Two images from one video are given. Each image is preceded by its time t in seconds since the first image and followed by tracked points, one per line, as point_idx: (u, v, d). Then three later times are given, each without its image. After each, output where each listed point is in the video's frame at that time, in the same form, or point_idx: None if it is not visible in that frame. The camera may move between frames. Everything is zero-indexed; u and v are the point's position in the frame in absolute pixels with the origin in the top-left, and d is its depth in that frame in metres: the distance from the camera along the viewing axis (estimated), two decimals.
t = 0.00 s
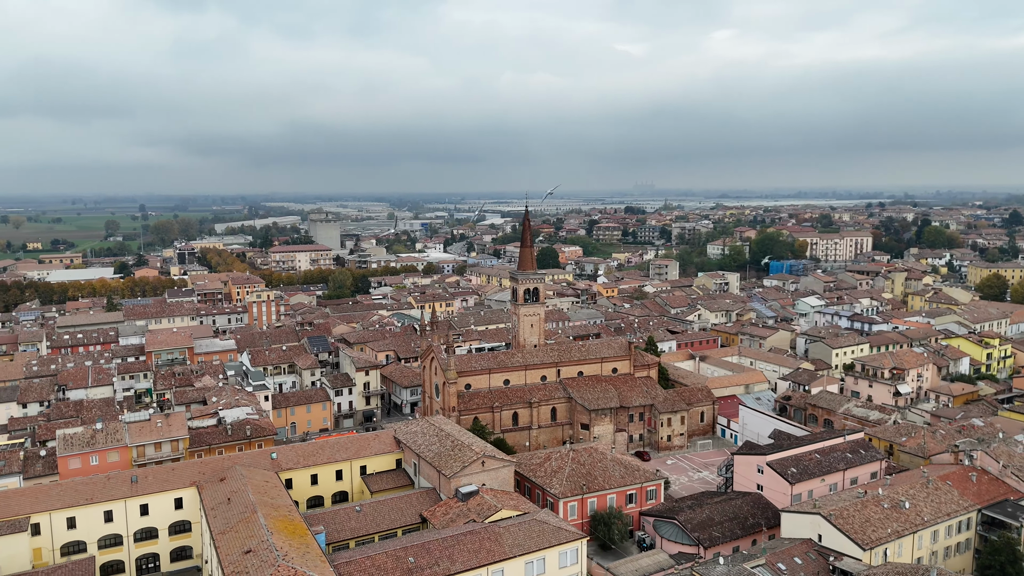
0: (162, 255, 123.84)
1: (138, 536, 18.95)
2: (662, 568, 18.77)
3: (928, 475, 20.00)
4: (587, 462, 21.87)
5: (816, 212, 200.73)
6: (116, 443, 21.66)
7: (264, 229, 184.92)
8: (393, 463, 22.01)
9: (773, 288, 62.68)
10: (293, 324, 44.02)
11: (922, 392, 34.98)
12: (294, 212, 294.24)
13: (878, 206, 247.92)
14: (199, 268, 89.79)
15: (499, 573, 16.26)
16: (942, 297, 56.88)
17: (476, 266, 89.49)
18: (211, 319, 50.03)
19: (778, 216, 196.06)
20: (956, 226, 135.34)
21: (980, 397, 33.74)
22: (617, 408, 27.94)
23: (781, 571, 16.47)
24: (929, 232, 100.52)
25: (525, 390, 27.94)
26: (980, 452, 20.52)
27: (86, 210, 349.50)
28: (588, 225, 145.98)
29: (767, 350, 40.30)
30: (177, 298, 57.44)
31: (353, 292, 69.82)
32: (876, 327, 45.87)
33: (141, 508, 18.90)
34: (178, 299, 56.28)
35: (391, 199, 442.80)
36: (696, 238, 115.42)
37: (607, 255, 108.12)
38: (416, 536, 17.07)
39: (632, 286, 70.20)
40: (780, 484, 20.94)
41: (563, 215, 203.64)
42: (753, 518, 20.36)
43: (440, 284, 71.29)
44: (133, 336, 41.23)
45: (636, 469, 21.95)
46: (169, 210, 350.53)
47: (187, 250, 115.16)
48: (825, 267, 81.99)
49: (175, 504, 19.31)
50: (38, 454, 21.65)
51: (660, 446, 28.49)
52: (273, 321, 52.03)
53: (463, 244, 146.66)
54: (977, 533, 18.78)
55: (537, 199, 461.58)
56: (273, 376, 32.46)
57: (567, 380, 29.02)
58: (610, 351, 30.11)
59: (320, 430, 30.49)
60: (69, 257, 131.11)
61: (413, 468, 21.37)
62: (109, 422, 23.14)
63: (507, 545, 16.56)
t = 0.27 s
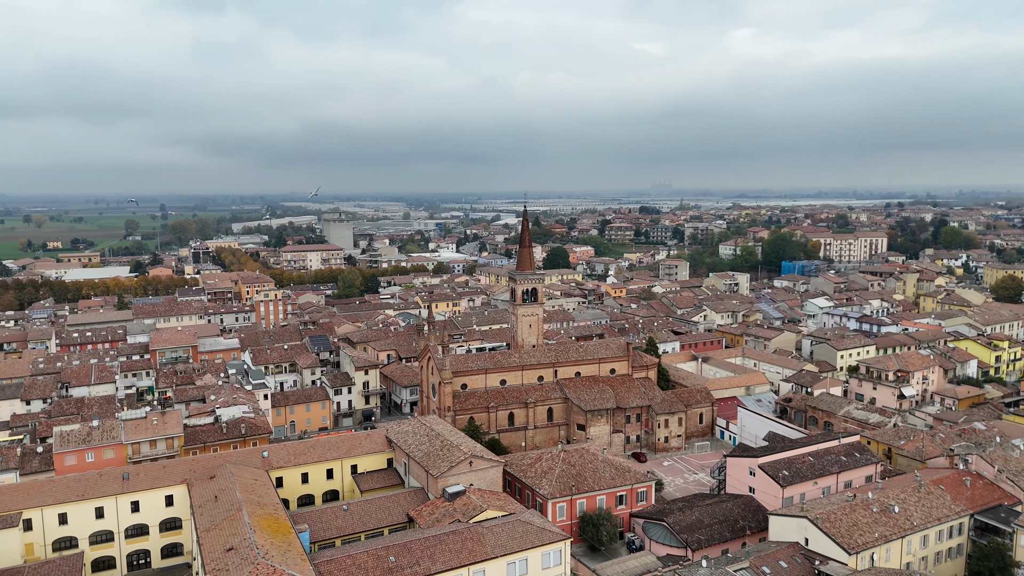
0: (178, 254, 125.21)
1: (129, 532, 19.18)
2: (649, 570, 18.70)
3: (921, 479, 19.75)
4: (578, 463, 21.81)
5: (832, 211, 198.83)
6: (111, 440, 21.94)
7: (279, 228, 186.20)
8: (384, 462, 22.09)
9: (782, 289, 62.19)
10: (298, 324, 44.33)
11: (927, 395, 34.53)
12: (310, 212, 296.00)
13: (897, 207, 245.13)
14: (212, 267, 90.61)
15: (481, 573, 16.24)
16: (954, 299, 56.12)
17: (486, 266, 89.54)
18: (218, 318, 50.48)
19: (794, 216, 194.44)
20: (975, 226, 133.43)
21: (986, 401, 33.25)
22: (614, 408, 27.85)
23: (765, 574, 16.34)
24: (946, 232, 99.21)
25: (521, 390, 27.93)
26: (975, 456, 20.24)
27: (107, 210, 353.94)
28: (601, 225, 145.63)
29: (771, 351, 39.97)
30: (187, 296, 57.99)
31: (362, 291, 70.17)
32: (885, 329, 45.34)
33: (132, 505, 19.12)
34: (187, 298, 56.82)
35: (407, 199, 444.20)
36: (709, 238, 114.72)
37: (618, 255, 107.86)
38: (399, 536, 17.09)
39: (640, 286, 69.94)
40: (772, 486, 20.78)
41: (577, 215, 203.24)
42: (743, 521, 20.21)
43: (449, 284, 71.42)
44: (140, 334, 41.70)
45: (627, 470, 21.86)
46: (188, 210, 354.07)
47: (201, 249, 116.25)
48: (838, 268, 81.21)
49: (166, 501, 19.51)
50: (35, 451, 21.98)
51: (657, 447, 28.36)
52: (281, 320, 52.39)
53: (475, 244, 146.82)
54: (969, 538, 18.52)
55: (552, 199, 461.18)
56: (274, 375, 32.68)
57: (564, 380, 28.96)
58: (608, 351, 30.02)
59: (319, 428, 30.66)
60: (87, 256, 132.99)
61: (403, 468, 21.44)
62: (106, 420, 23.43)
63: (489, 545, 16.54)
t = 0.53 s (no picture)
0: (193, 253, 126.38)
1: (121, 529, 19.42)
2: (635, 572, 18.64)
3: (914, 483, 19.52)
4: (569, 463, 21.77)
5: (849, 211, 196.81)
6: (108, 437, 22.23)
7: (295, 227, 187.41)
8: (375, 462, 22.18)
9: (792, 290, 61.66)
10: (303, 323, 44.62)
11: (932, 398, 34.08)
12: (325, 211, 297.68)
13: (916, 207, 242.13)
14: (225, 266, 91.38)
15: (462, 573, 16.26)
16: (967, 301, 55.34)
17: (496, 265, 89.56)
18: (226, 316, 50.89)
19: (811, 216, 192.71)
20: (994, 226, 131.28)
21: (993, 404, 32.75)
22: (610, 409, 27.76)
23: None
24: (963, 232, 97.83)
25: (518, 390, 27.92)
26: (970, 460, 19.95)
27: (127, 209, 358.14)
28: (614, 225, 145.20)
29: (776, 353, 39.65)
30: (197, 295, 58.53)
31: (371, 290, 70.48)
32: (893, 330, 44.83)
33: (123, 502, 19.35)
34: (197, 297, 57.34)
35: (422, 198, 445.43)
36: (722, 238, 113.95)
37: (630, 255, 107.50)
38: (383, 535, 17.15)
39: (649, 287, 69.62)
40: (763, 489, 20.63)
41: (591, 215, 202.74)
42: (733, 523, 20.08)
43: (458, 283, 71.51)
44: (147, 332, 42.17)
45: (618, 471, 21.79)
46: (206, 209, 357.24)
47: (216, 248, 117.27)
48: (851, 268, 80.35)
49: (158, 499, 19.73)
50: (33, 447, 22.29)
51: (654, 449, 28.23)
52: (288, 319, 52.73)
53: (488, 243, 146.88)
54: (961, 543, 18.28)
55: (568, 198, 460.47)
56: (275, 374, 32.92)
57: (561, 380, 28.91)
58: (606, 352, 29.93)
59: (319, 427, 30.84)
60: (105, 254, 134.70)
61: (394, 467, 21.51)
62: (104, 417, 23.72)
63: (471, 545, 16.56)
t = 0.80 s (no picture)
0: (208, 252, 127.49)
1: (113, 525, 19.66)
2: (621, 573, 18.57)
3: (906, 486, 19.27)
4: (560, 464, 21.73)
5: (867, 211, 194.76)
6: (104, 435, 22.48)
7: (309, 227, 188.68)
8: (367, 461, 22.27)
9: (802, 291, 61.10)
10: (308, 322, 44.87)
11: (938, 401, 33.62)
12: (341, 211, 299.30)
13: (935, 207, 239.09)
14: (238, 265, 92.11)
15: (444, 572, 16.28)
16: (980, 302, 54.54)
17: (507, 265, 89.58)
18: (234, 315, 51.30)
19: (828, 216, 190.94)
20: (1014, 227, 129.28)
21: (999, 408, 32.26)
22: (607, 410, 27.67)
23: None
24: (980, 233, 96.45)
25: (515, 391, 27.91)
26: (964, 464, 19.66)
27: (146, 209, 362.41)
28: (627, 225, 144.71)
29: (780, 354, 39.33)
30: (207, 294, 59.07)
31: (380, 290, 70.78)
32: (902, 332, 44.29)
33: (116, 498, 19.59)
34: (207, 296, 57.85)
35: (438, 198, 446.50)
36: (735, 238, 113.18)
37: (642, 255, 107.10)
38: (367, 534, 17.19)
39: (658, 287, 69.35)
40: (754, 491, 20.47)
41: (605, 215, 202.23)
42: (723, 525, 19.95)
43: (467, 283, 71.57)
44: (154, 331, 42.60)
45: (609, 472, 21.73)
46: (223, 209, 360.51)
47: (230, 248, 118.29)
48: (864, 269, 79.45)
49: (149, 495, 19.95)
50: (31, 443, 22.61)
51: (652, 450, 28.10)
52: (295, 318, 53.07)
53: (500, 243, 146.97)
54: (953, 548, 18.02)
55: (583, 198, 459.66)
56: (276, 373, 33.15)
57: (558, 381, 28.87)
58: (604, 352, 29.87)
59: (319, 426, 31.02)
60: (123, 254, 136.50)
61: (385, 466, 21.58)
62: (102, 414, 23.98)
63: (454, 545, 16.58)
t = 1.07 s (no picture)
0: (224, 251, 128.68)
1: (106, 521, 19.92)
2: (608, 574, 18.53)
3: (897, 490, 19.04)
4: (550, 465, 21.70)
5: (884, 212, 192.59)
6: (101, 432, 22.78)
7: (324, 227, 189.83)
8: (359, 459, 22.37)
9: (812, 292, 60.54)
10: (314, 321, 45.13)
11: (943, 404, 33.15)
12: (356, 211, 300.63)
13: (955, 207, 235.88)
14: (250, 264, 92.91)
15: (426, 571, 16.31)
16: (993, 304, 53.71)
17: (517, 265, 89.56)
18: (242, 314, 51.73)
19: (845, 216, 189.04)
20: None
21: (1006, 411, 31.75)
22: (603, 410, 27.57)
23: None
24: (998, 233, 94.98)
25: (511, 391, 27.90)
26: (959, 468, 19.39)
27: (166, 209, 366.53)
28: (641, 225, 144.16)
29: (784, 355, 39.01)
30: (217, 293, 59.66)
31: (390, 289, 71.07)
32: (911, 334, 43.73)
33: (108, 494, 19.83)
34: (216, 295, 58.40)
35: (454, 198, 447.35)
36: (749, 238, 112.36)
37: (654, 255, 106.67)
38: (352, 532, 17.28)
39: (667, 287, 69.03)
40: (744, 494, 20.33)
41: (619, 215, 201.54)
42: (712, 528, 19.83)
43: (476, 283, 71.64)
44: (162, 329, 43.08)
45: (600, 473, 21.68)
46: (242, 208, 363.84)
47: (245, 247, 119.30)
48: (878, 270, 78.55)
49: (142, 492, 20.18)
50: (29, 440, 22.92)
51: (649, 451, 27.97)
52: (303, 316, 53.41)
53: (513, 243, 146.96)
54: (943, 553, 17.77)
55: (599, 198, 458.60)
56: (277, 371, 33.39)
57: (556, 381, 28.82)
58: (602, 353, 29.77)
59: (319, 424, 31.17)
60: (140, 253, 138.24)
61: (376, 464, 21.69)
62: (100, 412, 24.30)
63: (437, 545, 16.61)
